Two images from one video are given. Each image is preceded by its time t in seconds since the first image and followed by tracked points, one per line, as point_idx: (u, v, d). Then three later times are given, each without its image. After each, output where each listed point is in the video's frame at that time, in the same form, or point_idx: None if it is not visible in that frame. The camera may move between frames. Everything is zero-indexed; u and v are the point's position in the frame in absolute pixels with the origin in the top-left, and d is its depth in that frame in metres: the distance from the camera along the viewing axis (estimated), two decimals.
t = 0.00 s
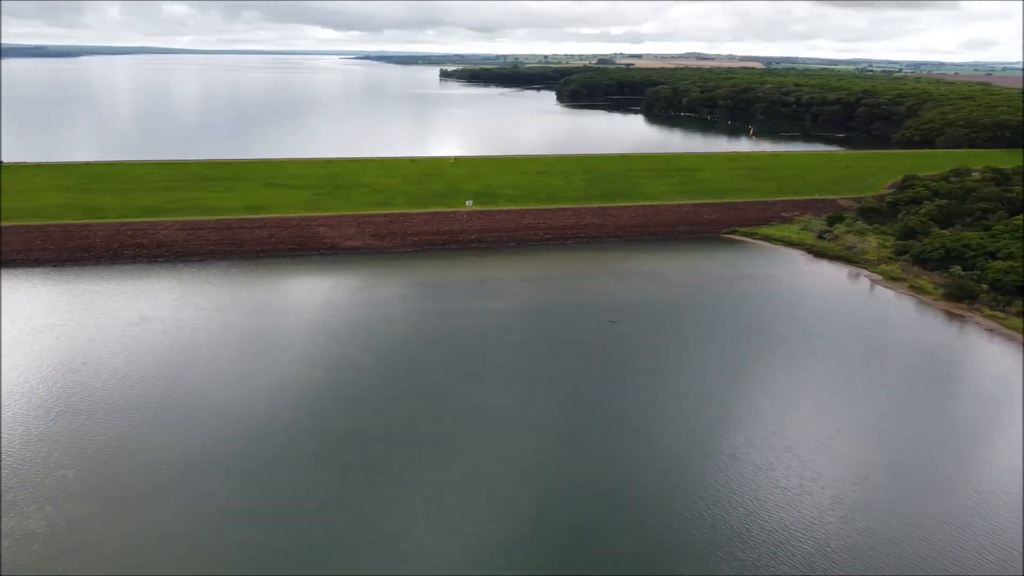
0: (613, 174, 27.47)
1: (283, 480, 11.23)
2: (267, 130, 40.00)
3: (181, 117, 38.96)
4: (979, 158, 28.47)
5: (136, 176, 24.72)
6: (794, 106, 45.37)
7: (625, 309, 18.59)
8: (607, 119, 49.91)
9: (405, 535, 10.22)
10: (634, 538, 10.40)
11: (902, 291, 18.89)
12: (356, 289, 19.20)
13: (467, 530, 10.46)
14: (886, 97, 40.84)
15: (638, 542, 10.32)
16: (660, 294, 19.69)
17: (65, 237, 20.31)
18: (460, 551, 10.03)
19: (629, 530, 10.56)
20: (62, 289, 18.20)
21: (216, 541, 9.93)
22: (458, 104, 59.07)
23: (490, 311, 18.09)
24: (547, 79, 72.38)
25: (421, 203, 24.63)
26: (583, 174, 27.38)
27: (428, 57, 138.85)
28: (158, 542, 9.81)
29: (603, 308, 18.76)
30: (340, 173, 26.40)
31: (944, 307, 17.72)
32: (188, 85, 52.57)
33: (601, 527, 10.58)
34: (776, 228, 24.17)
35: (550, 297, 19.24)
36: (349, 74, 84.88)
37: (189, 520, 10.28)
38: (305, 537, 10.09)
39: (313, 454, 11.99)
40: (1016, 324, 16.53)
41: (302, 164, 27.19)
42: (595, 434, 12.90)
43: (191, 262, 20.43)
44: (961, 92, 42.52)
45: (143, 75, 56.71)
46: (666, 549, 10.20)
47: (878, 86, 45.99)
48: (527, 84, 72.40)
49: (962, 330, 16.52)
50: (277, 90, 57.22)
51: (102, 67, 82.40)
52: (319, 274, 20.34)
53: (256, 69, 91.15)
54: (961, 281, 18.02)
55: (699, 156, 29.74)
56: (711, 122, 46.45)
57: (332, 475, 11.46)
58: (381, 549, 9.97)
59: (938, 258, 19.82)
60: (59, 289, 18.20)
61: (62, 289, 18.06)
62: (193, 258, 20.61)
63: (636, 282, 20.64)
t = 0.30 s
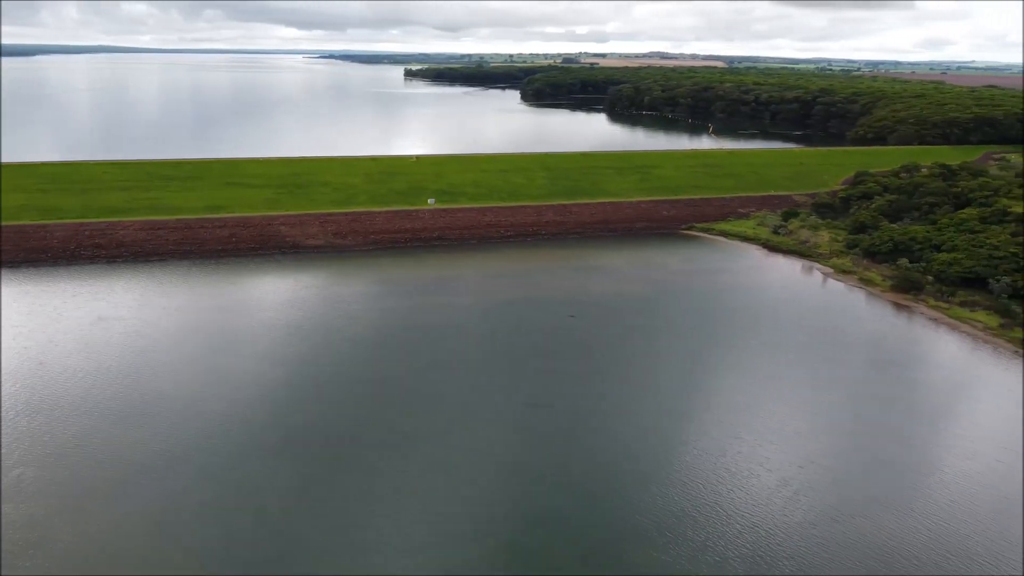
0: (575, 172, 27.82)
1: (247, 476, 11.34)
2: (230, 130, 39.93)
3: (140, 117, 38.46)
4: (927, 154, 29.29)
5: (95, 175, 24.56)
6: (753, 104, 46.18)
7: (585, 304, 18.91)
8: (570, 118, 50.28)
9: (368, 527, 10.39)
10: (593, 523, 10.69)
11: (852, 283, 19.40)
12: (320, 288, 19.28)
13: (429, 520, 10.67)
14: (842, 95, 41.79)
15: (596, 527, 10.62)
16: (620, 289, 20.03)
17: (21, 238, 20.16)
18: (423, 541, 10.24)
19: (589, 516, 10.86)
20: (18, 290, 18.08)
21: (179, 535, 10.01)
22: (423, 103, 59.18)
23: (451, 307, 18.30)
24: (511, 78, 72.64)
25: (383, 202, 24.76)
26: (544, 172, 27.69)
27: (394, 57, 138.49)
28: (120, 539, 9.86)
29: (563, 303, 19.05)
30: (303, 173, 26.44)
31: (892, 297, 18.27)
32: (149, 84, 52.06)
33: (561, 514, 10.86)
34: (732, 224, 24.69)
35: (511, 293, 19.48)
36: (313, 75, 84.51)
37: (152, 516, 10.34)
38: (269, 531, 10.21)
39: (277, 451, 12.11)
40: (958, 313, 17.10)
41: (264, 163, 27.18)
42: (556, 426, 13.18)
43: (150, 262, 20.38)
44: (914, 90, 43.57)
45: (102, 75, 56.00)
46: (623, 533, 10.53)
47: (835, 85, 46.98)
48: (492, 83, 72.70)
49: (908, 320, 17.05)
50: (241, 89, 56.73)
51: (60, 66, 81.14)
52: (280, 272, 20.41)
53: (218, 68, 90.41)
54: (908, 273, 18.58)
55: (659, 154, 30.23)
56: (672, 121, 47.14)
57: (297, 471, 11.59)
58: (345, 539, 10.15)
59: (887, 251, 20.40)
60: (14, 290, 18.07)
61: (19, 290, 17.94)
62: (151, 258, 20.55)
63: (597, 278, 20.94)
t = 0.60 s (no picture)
0: (537, 170, 28.06)
1: (211, 474, 11.45)
2: (193, 129, 39.65)
3: (100, 118, 37.96)
4: (880, 151, 30.01)
5: (53, 175, 24.32)
6: (714, 103, 46.88)
7: (546, 300, 19.20)
8: (534, 117, 50.56)
9: (332, 520, 10.55)
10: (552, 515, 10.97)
11: (806, 278, 19.91)
12: (285, 287, 19.31)
13: (393, 516, 10.88)
14: (800, 94, 42.66)
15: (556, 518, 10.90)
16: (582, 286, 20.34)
17: None
18: (386, 535, 10.44)
19: (549, 508, 11.13)
20: None
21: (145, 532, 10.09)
22: (388, 102, 59.08)
23: (415, 305, 18.45)
24: (476, 78, 72.75)
25: (345, 201, 24.84)
26: (508, 171, 27.91)
27: (360, 57, 137.78)
28: (81, 537, 9.92)
29: (526, 301, 19.30)
30: (266, 172, 26.37)
31: (843, 290, 18.77)
32: (109, 84, 51.42)
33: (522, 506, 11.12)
34: (692, 220, 25.13)
35: (474, 291, 19.71)
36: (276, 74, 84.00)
37: (114, 514, 10.41)
38: (234, 528, 10.32)
39: (241, 448, 12.22)
40: (906, 305, 17.63)
41: (225, 163, 27.07)
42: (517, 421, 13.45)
43: (110, 263, 20.28)
44: (870, 89, 44.52)
45: (61, 74, 55.21)
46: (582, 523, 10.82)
47: (794, 84, 47.80)
48: (457, 82, 72.84)
49: (858, 311, 17.53)
50: (203, 89, 56.17)
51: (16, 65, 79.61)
52: (243, 271, 20.41)
53: (179, 67, 89.41)
54: (858, 266, 19.09)
55: (621, 153, 30.58)
56: (635, 120, 47.65)
57: (261, 468, 11.71)
58: (308, 533, 10.31)
59: (840, 245, 20.94)
60: None
61: None
62: (112, 259, 20.45)
63: (560, 275, 21.22)
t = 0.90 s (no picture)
0: (497, 169, 28.31)
1: (171, 472, 11.55)
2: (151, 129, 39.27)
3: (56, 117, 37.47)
4: (832, 148, 30.74)
5: (6, 176, 24.04)
6: (673, 102, 47.56)
7: (505, 297, 19.46)
8: (496, 117, 50.79)
9: (293, 516, 10.71)
10: (509, 506, 11.27)
11: (759, 272, 20.42)
12: (246, 287, 19.30)
13: (353, 512, 11.08)
14: (756, 93, 43.51)
15: (514, 511, 11.19)
16: (542, 283, 20.64)
17: None
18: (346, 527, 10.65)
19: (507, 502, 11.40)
20: None
21: (107, 531, 10.16)
22: (350, 102, 58.90)
23: (375, 303, 18.62)
24: (439, 77, 72.73)
25: (305, 200, 24.89)
26: (468, 169, 28.11)
27: (322, 57, 136.85)
28: (38, 534, 9.99)
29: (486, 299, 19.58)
30: (224, 172, 26.28)
31: (794, 284, 19.28)
32: (65, 83, 50.63)
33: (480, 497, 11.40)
34: (649, 217, 25.58)
35: (436, 289, 19.91)
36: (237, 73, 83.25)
37: (71, 511, 10.47)
38: (199, 525, 10.43)
39: (201, 446, 12.32)
40: (853, 297, 18.18)
41: (184, 163, 26.94)
42: (476, 417, 13.73)
43: (67, 264, 20.16)
44: (824, 88, 45.49)
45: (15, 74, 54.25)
46: (537, 514, 11.14)
47: (751, 83, 48.64)
48: (420, 81, 72.82)
49: (808, 304, 18.03)
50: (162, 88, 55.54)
51: None
52: (202, 271, 20.39)
53: (137, 65, 88.16)
54: (809, 260, 19.62)
55: (580, 151, 30.95)
56: (596, 119, 48.12)
57: (220, 465, 11.84)
58: (267, 529, 10.47)
59: (791, 241, 21.49)
60: None
61: None
62: (68, 260, 20.32)
63: (520, 272, 21.51)
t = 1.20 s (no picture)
0: (458, 168, 28.51)
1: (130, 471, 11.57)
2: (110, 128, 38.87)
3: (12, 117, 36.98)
4: (787, 146, 31.40)
5: None
6: (634, 101, 48.17)
7: (466, 294, 19.68)
8: (461, 116, 50.95)
9: (256, 513, 10.83)
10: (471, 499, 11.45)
11: (715, 267, 20.85)
12: (208, 287, 19.24)
13: (314, 509, 11.20)
14: (716, 92, 44.27)
15: (473, 504, 11.42)
16: (504, 280, 20.86)
17: None
18: (308, 523, 10.78)
19: (466, 496, 11.63)
20: None
21: (68, 531, 10.14)
22: (313, 102, 58.67)
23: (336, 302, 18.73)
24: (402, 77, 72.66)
25: (266, 200, 24.86)
26: (430, 168, 28.26)
27: (285, 57, 135.80)
28: None
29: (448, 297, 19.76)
30: (183, 172, 26.15)
31: (748, 278, 19.72)
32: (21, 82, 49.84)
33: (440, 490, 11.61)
34: (608, 215, 25.96)
35: (397, 287, 20.03)
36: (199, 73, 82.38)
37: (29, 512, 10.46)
38: (158, 524, 10.46)
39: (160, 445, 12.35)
40: (804, 290, 18.65)
41: (143, 162, 26.77)
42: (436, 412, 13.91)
43: (23, 266, 19.99)
44: (780, 87, 46.40)
45: None
46: (496, 507, 11.39)
47: (710, 82, 49.42)
48: (383, 80, 72.72)
49: (761, 297, 18.47)
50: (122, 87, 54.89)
51: None
52: (162, 272, 20.33)
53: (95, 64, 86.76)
54: (762, 255, 20.08)
55: (541, 150, 31.26)
56: (558, 118, 48.53)
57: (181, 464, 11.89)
58: (228, 528, 10.55)
59: (746, 236, 21.97)
60: None
61: None
62: (24, 262, 20.15)
63: (481, 270, 21.74)
